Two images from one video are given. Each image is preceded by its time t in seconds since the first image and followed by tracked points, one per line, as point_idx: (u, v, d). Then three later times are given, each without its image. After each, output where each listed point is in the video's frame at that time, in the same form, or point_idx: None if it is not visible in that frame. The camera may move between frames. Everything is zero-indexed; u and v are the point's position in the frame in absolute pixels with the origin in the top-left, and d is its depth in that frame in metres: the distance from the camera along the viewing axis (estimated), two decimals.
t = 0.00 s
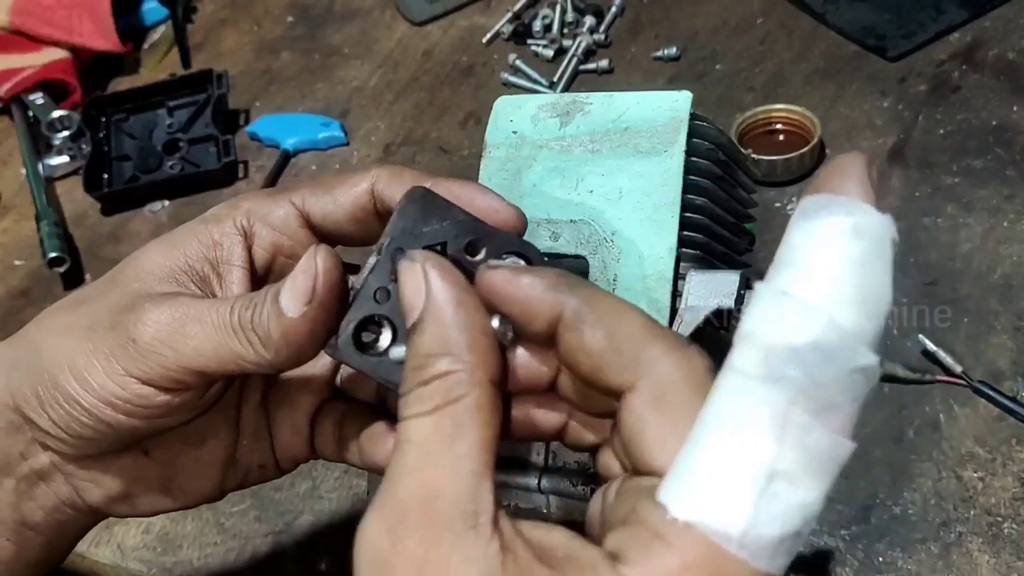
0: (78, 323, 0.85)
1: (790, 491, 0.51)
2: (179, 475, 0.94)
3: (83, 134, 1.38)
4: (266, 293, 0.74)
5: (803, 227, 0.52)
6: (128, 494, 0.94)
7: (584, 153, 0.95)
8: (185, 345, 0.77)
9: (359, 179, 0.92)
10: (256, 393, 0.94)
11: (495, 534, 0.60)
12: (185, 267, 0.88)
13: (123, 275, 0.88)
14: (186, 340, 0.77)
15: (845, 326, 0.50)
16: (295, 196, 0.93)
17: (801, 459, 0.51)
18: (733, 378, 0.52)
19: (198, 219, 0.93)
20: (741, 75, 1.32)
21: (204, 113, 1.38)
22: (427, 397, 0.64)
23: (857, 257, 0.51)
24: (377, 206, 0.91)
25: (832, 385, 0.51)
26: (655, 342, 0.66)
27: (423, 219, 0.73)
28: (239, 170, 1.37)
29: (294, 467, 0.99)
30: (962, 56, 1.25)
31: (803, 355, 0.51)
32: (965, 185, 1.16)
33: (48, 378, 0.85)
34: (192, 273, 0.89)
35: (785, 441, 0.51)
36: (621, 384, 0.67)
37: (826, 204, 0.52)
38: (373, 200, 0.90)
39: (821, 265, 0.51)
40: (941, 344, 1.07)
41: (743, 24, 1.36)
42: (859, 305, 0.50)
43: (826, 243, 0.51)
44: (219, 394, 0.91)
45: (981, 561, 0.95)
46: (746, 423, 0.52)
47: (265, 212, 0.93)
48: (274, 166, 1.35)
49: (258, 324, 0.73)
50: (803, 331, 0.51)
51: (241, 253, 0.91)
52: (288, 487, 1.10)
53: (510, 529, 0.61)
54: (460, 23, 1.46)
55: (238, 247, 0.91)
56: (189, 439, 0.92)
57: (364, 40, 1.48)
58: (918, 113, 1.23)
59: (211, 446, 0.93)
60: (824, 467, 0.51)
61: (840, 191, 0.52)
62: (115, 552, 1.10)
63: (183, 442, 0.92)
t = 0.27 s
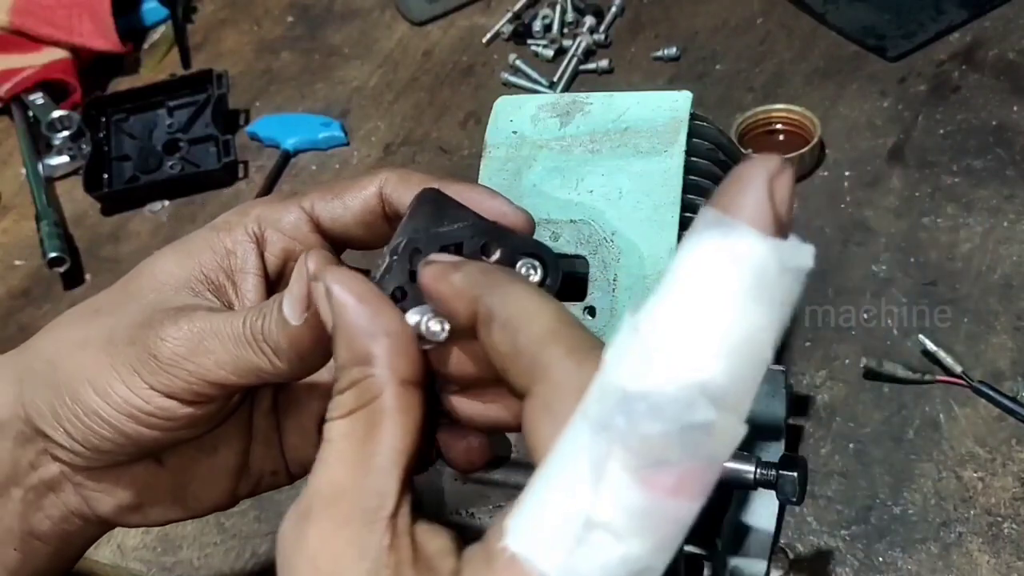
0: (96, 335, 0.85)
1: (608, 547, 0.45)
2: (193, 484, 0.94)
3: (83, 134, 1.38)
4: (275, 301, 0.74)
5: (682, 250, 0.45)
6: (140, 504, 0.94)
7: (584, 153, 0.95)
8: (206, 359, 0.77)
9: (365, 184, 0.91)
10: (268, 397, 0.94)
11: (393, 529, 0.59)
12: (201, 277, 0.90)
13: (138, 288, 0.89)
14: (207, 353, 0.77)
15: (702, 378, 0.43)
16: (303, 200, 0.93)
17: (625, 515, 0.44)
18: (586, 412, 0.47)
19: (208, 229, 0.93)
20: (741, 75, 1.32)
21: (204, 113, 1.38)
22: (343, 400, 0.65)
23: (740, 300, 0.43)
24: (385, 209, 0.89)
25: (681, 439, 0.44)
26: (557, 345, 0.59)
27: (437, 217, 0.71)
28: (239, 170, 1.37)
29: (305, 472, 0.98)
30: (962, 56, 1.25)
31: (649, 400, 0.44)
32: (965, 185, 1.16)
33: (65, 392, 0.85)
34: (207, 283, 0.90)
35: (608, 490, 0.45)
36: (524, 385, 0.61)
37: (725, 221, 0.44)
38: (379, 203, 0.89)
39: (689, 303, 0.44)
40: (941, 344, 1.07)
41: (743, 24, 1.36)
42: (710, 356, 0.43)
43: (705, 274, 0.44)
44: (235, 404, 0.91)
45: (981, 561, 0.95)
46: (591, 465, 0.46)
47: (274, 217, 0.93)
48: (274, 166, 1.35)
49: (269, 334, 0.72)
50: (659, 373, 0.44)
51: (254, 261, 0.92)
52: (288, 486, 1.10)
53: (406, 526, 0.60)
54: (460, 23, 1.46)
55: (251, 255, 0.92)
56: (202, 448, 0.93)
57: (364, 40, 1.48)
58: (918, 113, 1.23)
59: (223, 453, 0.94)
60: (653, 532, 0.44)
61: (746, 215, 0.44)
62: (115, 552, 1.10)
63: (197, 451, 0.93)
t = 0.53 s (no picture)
0: (105, 337, 0.85)
1: (531, 539, 0.46)
2: (200, 486, 0.94)
3: (83, 134, 1.38)
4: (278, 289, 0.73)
5: (602, 253, 0.44)
6: (147, 508, 0.94)
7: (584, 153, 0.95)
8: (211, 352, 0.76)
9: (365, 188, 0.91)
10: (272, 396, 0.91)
11: (362, 522, 0.61)
12: (207, 278, 0.91)
13: (144, 286, 0.89)
14: (212, 346, 0.76)
15: (611, 379, 0.43)
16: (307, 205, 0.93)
17: (544, 512, 0.46)
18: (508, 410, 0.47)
19: (215, 232, 0.94)
20: (741, 75, 1.32)
21: (204, 113, 1.38)
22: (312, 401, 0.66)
23: (654, 305, 0.42)
24: (385, 212, 0.90)
25: (593, 443, 0.44)
26: (502, 340, 0.58)
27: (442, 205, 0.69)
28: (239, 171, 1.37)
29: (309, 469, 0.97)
30: (962, 56, 1.25)
31: (562, 406, 0.44)
32: (965, 185, 1.16)
33: (73, 392, 0.85)
34: (214, 285, 0.91)
35: (523, 488, 0.46)
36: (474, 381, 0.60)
37: (642, 224, 0.43)
38: (382, 207, 0.89)
39: (602, 309, 0.43)
40: (941, 344, 1.07)
41: (743, 24, 1.36)
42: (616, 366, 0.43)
43: (618, 280, 0.43)
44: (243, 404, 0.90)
45: (981, 562, 0.95)
46: (515, 463, 0.46)
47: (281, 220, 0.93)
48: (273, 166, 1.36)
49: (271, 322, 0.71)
50: (571, 379, 0.43)
51: (259, 263, 0.92)
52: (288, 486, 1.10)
53: (378, 519, 0.61)
54: (460, 23, 1.46)
55: (256, 258, 0.92)
56: (208, 451, 0.93)
57: (364, 40, 1.48)
58: (918, 113, 1.23)
59: (230, 454, 0.93)
60: (572, 525, 0.46)
61: (661, 215, 0.43)
62: (115, 552, 1.10)
63: (204, 454, 0.93)
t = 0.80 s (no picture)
0: (94, 325, 0.84)
1: (513, 538, 0.46)
2: (190, 483, 0.94)
3: (82, 134, 1.38)
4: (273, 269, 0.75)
5: (568, 250, 0.47)
6: (138, 504, 0.94)
7: (584, 153, 0.95)
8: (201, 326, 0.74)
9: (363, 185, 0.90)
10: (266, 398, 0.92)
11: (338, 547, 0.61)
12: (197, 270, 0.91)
13: (134, 277, 0.91)
14: (201, 318, 0.74)
15: (602, 371, 0.45)
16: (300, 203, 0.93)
17: (528, 503, 0.45)
18: (480, 408, 0.47)
19: (208, 225, 0.94)
20: (741, 75, 1.32)
21: (204, 113, 1.38)
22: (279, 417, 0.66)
23: (626, 304, 0.45)
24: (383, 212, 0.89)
25: (570, 437, 0.45)
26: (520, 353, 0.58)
27: (434, 191, 0.66)
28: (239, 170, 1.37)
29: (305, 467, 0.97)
30: (962, 56, 1.25)
31: (545, 393, 0.45)
32: (965, 184, 1.16)
33: (60, 379, 0.84)
34: (202, 275, 0.92)
35: (524, 476, 0.45)
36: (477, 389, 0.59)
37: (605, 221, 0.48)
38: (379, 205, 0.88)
39: (574, 299, 0.46)
40: (941, 344, 1.07)
41: (743, 24, 1.36)
42: (591, 350, 0.45)
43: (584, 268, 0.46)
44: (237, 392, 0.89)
45: (981, 562, 0.95)
46: (494, 460, 0.46)
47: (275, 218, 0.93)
48: (273, 166, 1.36)
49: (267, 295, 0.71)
50: (551, 366, 0.45)
51: (249, 256, 0.91)
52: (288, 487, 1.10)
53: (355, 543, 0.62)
54: (460, 23, 1.46)
55: (245, 250, 0.92)
56: (198, 447, 0.93)
57: (364, 40, 1.48)
58: (918, 113, 1.22)
59: (221, 450, 0.94)
60: (552, 517, 0.46)
61: (622, 214, 0.48)
62: (115, 552, 1.10)
63: (195, 450, 0.93)
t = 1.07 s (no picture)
0: (46, 330, 0.86)
1: (771, 426, 0.52)
2: (163, 493, 0.95)
3: (83, 134, 1.38)
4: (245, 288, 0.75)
5: (772, 191, 0.56)
6: (110, 510, 0.95)
7: (584, 153, 0.95)
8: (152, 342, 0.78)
9: (319, 190, 0.87)
10: (241, 403, 0.96)
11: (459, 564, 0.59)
12: (147, 273, 0.90)
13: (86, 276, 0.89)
14: (155, 333, 0.77)
15: (803, 274, 0.54)
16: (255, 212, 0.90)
17: (775, 398, 0.53)
18: (705, 327, 0.55)
19: (164, 226, 0.94)
20: (741, 75, 1.32)
21: (204, 113, 1.38)
22: (396, 437, 0.61)
23: (829, 223, 0.55)
24: (340, 219, 0.86)
25: (822, 331, 0.54)
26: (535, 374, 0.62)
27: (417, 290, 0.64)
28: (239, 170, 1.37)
29: (284, 474, 0.98)
30: (962, 56, 1.25)
31: (779, 301, 0.54)
32: (965, 185, 1.16)
33: (14, 389, 0.86)
34: (153, 279, 0.91)
35: (734, 376, 0.53)
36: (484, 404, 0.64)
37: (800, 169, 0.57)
38: (336, 212, 0.86)
39: (783, 228, 0.55)
40: (941, 345, 1.07)
41: (743, 24, 1.36)
42: (825, 255, 0.55)
43: (785, 205, 0.56)
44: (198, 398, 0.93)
45: (981, 562, 0.95)
46: (718, 367, 0.54)
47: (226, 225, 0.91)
48: (273, 166, 1.36)
49: (236, 317, 0.74)
50: (782, 279, 0.54)
51: (201, 265, 0.92)
52: (288, 487, 1.10)
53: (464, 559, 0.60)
54: (460, 23, 1.46)
55: (198, 258, 0.92)
56: (168, 453, 0.94)
57: (364, 40, 1.48)
58: (918, 113, 1.22)
59: (191, 458, 0.95)
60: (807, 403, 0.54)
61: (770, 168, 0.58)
62: (115, 552, 1.09)
63: (165, 456, 0.94)
